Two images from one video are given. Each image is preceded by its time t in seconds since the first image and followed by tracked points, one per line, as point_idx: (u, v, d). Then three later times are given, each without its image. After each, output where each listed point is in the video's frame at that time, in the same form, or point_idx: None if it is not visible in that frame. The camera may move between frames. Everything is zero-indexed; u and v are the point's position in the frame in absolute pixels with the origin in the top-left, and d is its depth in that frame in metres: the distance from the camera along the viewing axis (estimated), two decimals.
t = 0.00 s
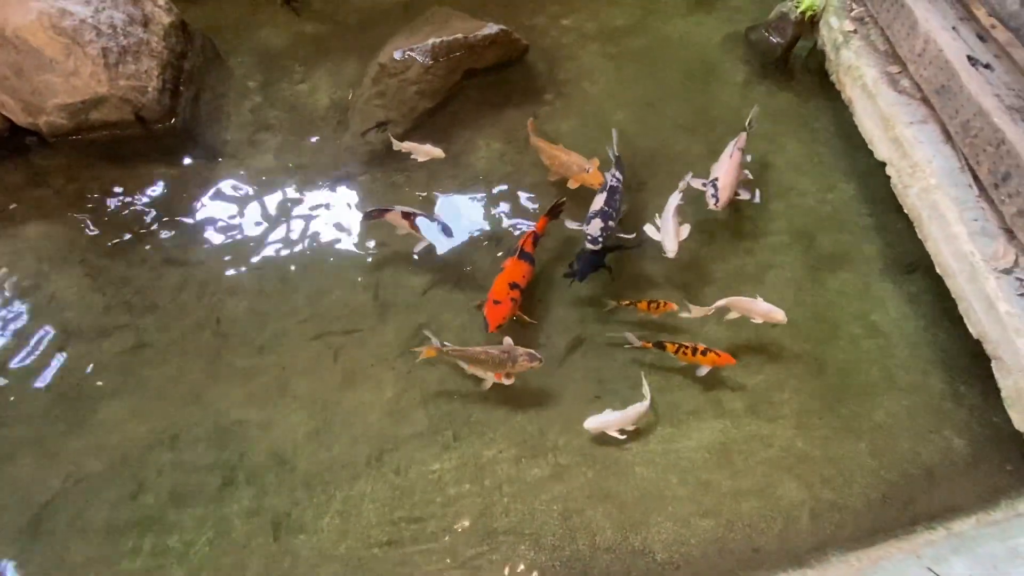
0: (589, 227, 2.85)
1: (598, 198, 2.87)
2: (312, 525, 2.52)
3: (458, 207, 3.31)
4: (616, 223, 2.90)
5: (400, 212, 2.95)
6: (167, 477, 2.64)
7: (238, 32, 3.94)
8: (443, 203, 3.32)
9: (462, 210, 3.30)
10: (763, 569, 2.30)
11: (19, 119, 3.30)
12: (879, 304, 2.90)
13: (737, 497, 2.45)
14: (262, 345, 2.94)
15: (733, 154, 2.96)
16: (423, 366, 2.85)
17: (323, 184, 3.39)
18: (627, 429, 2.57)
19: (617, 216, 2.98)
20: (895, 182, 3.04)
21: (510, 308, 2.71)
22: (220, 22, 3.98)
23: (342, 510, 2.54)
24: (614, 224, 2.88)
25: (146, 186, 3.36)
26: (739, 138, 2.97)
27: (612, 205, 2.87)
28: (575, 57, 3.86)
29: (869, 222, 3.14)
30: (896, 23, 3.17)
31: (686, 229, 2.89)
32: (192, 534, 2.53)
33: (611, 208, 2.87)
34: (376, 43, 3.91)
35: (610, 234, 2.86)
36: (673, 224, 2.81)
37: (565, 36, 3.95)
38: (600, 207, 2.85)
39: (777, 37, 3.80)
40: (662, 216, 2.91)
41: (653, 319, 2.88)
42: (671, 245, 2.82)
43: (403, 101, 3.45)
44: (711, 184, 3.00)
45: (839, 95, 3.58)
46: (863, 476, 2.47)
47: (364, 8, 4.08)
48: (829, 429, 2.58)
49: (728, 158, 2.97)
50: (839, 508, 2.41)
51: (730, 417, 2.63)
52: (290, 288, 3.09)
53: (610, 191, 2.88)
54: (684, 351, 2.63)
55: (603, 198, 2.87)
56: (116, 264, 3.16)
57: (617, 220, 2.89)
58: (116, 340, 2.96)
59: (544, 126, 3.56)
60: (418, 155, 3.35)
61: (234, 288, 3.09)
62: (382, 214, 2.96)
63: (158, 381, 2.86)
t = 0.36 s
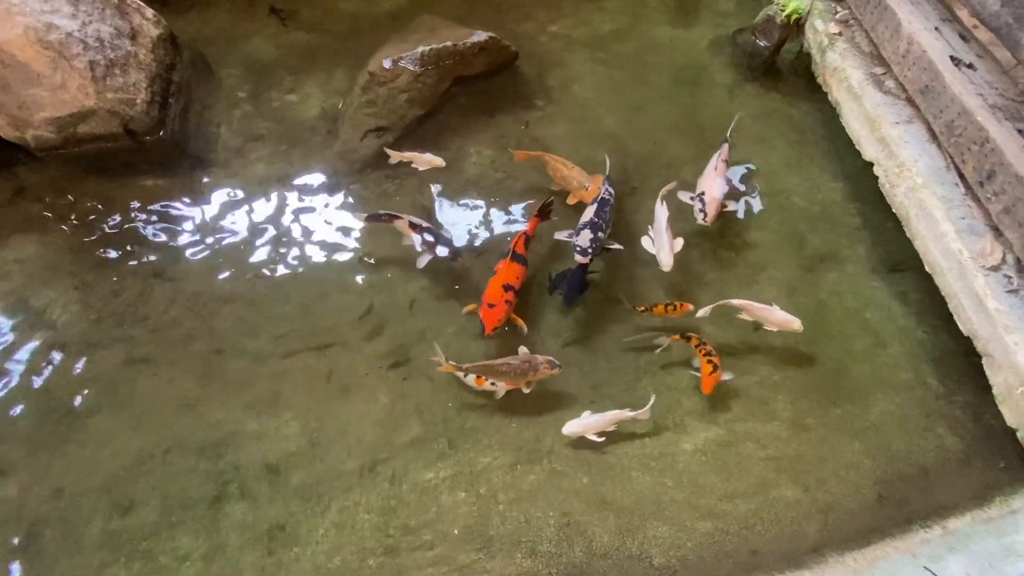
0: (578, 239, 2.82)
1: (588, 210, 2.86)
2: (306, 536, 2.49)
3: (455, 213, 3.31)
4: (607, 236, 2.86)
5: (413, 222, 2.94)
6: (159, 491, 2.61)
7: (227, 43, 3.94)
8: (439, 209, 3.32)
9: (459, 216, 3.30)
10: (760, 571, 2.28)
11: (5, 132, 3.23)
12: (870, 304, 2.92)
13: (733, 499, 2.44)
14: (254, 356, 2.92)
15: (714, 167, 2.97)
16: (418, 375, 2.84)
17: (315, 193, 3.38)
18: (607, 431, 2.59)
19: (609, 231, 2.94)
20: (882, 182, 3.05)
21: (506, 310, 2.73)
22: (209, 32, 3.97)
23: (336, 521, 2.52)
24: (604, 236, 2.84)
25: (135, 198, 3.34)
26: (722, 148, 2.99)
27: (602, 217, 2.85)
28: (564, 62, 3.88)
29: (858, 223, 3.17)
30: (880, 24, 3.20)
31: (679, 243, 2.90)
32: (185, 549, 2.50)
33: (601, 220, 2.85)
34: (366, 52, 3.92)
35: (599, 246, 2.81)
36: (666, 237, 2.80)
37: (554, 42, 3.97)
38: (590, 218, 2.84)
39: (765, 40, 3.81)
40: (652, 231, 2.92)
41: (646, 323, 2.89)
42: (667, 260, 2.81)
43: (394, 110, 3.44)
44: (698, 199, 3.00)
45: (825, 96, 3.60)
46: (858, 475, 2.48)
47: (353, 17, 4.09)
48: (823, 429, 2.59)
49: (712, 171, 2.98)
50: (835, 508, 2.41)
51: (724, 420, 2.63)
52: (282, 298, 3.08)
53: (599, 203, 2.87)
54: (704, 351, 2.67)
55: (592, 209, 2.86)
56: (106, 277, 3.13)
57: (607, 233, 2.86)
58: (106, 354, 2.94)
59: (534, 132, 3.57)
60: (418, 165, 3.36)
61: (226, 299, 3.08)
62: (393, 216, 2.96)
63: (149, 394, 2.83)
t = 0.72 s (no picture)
0: (571, 258, 2.81)
1: (576, 225, 2.85)
2: (299, 544, 2.48)
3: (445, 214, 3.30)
4: (598, 249, 2.87)
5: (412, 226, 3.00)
6: (149, 501, 2.59)
7: (213, 47, 3.91)
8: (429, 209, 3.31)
9: (451, 216, 3.29)
10: (754, 568, 2.28)
11: None
12: (861, 298, 2.93)
13: (727, 496, 2.45)
14: (244, 363, 2.90)
15: (701, 175, 2.97)
16: (410, 378, 2.83)
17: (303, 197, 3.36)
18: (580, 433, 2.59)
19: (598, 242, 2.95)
20: (869, 177, 3.06)
21: (498, 309, 2.73)
22: (194, 37, 3.94)
23: (329, 527, 2.50)
24: (597, 250, 2.85)
25: (121, 205, 3.31)
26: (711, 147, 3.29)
27: (591, 231, 2.85)
28: (552, 62, 3.87)
29: (846, 217, 3.18)
30: (864, 20, 3.21)
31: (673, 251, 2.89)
32: (177, 558, 2.47)
33: (590, 234, 2.85)
34: (353, 55, 3.90)
35: (594, 262, 2.82)
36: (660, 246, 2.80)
37: (542, 42, 3.96)
38: (579, 234, 2.83)
39: (750, 37, 3.84)
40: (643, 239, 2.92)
41: (637, 322, 2.89)
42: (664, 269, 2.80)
43: (382, 111, 3.42)
44: (685, 209, 2.99)
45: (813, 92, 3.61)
46: (850, 469, 2.49)
47: (339, 20, 4.07)
48: (815, 424, 2.60)
49: (698, 180, 2.98)
50: (828, 503, 2.41)
51: (716, 417, 2.64)
52: (272, 303, 3.06)
53: (586, 216, 2.86)
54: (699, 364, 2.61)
55: (581, 224, 2.85)
56: (92, 285, 3.10)
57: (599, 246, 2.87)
58: (93, 363, 2.91)
59: (523, 133, 3.57)
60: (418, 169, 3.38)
61: (215, 305, 3.05)
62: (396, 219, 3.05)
63: (139, 404, 2.80)
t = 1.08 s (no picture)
0: (571, 284, 2.79)
1: (569, 247, 2.80)
2: (292, 552, 2.46)
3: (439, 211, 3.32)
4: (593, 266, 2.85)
5: (411, 243, 2.92)
6: (140, 512, 2.57)
7: (199, 53, 3.89)
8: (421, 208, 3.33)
9: (442, 220, 3.29)
10: (749, 566, 2.29)
11: None
12: (850, 294, 2.95)
13: (720, 494, 2.45)
14: (235, 371, 2.88)
15: (685, 187, 2.97)
16: (402, 382, 2.82)
17: (292, 202, 3.35)
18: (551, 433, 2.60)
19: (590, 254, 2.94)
20: (856, 174, 3.08)
21: (491, 307, 2.73)
22: (180, 44, 3.92)
23: (322, 534, 2.49)
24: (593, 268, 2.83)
25: (108, 214, 3.29)
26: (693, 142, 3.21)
27: (584, 250, 2.81)
28: (540, 64, 3.88)
29: (834, 214, 3.20)
30: (847, 19, 3.24)
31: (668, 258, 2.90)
32: (169, 569, 2.45)
33: (584, 253, 2.81)
34: (341, 59, 3.90)
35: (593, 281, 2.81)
36: (656, 259, 2.80)
37: (530, 45, 3.97)
38: (574, 257, 2.79)
39: (737, 37, 3.82)
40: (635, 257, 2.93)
41: (629, 322, 2.90)
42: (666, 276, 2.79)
43: (370, 115, 3.41)
44: (673, 221, 2.99)
45: (799, 91, 3.64)
46: (842, 465, 2.50)
47: (326, 24, 4.06)
48: (807, 420, 2.61)
49: (684, 192, 2.98)
50: (820, 499, 2.42)
51: (709, 415, 2.64)
52: (263, 310, 3.04)
53: (577, 235, 2.81)
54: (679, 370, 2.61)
55: (574, 245, 2.80)
56: (80, 295, 3.07)
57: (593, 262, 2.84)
58: (82, 373, 2.88)
59: (512, 135, 3.57)
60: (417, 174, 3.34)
61: (205, 313, 3.03)
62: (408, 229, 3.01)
63: (128, 414, 2.78)
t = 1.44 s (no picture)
0: (563, 305, 2.76)
1: (562, 267, 2.77)
2: (283, 557, 2.44)
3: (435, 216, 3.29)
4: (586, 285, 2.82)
5: (406, 257, 2.92)
6: (128, 521, 2.54)
7: (184, 58, 3.86)
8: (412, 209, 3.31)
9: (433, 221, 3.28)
10: (740, 561, 2.29)
11: None
12: (838, 288, 2.96)
13: (711, 491, 2.46)
14: (224, 376, 2.86)
15: (664, 200, 3.04)
16: (393, 384, 2.81)
17: (279, 205, 3.33)
18: (520, 434, 2.61)
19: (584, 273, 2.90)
20: (840, 170, 3.10)
21: (483, 304, 2.75)
22: (165, 48, 3.89)
23: (313, 539, 2.48)
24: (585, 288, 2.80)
25: (92, 221, 3.26)
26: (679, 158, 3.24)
27: (576, 268, 2.79)
28: (527, 64, 3.88)
29: (820, 210, 3.22)
30: (830, 16, 3.26)
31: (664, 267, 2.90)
32: None
33: (577, 272, 2.78)
34: (327, 62, 3.88)
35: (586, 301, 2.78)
36: (656, 267, 2.75)
37: (517, 45, 3.97)
38: (566, 277, 2.76)
39: (722, 36, 3.82)
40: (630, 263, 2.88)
41: (619, 320, 2.90)
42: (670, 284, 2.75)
43: (357, 118, 3.40)
44: (670, 236, 2.99)
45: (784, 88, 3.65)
46: (831, 458, 2.52)
47: (312, 27, 4.04)
48: (796, 415, 2.62)
49: (669, 204, 3.03)
50: (810, 493, 2.44)
51: (699, 412, 2.65)
52: (252, 314, 3.02)
53: (568, 253, 2.79)
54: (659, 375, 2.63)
55: (565, 264, 2.77)
56: (64, 303, 3.04)
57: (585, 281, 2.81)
58: (66, 382, 2.85)
59: (500, 135, 3.57)
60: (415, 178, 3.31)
61: (193, 319, 3.01)
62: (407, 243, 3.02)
63: (116, 422, 2.75)
